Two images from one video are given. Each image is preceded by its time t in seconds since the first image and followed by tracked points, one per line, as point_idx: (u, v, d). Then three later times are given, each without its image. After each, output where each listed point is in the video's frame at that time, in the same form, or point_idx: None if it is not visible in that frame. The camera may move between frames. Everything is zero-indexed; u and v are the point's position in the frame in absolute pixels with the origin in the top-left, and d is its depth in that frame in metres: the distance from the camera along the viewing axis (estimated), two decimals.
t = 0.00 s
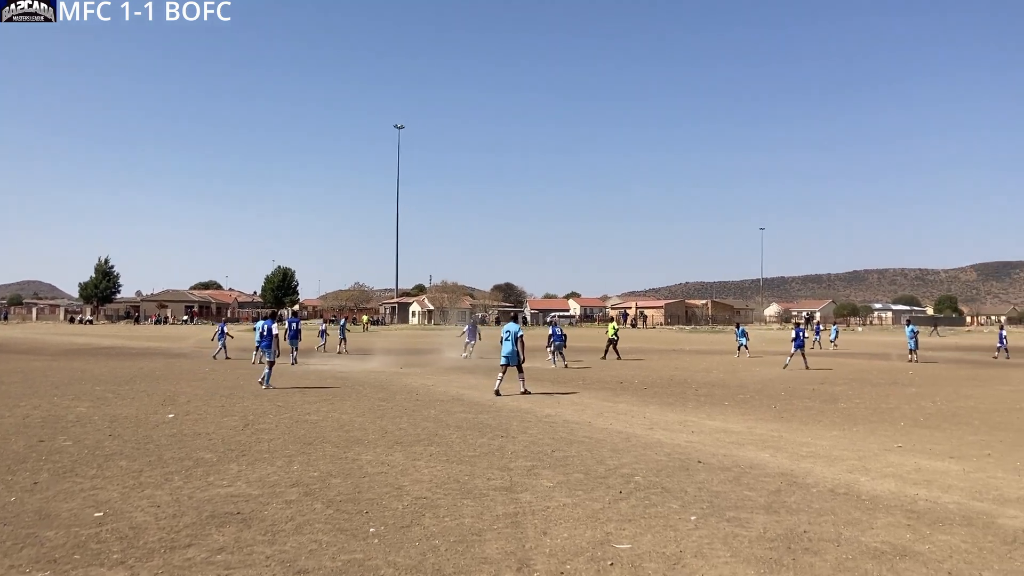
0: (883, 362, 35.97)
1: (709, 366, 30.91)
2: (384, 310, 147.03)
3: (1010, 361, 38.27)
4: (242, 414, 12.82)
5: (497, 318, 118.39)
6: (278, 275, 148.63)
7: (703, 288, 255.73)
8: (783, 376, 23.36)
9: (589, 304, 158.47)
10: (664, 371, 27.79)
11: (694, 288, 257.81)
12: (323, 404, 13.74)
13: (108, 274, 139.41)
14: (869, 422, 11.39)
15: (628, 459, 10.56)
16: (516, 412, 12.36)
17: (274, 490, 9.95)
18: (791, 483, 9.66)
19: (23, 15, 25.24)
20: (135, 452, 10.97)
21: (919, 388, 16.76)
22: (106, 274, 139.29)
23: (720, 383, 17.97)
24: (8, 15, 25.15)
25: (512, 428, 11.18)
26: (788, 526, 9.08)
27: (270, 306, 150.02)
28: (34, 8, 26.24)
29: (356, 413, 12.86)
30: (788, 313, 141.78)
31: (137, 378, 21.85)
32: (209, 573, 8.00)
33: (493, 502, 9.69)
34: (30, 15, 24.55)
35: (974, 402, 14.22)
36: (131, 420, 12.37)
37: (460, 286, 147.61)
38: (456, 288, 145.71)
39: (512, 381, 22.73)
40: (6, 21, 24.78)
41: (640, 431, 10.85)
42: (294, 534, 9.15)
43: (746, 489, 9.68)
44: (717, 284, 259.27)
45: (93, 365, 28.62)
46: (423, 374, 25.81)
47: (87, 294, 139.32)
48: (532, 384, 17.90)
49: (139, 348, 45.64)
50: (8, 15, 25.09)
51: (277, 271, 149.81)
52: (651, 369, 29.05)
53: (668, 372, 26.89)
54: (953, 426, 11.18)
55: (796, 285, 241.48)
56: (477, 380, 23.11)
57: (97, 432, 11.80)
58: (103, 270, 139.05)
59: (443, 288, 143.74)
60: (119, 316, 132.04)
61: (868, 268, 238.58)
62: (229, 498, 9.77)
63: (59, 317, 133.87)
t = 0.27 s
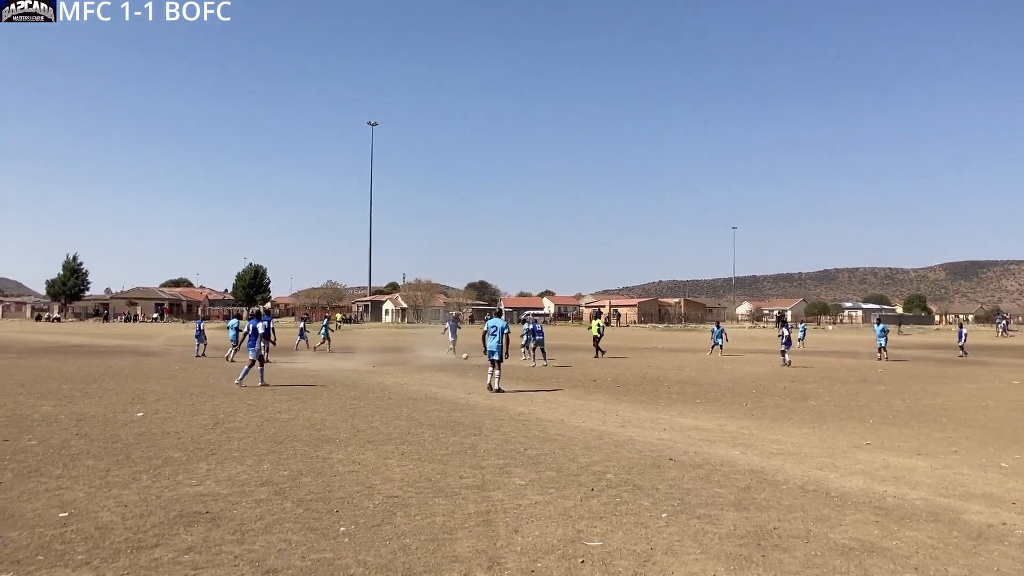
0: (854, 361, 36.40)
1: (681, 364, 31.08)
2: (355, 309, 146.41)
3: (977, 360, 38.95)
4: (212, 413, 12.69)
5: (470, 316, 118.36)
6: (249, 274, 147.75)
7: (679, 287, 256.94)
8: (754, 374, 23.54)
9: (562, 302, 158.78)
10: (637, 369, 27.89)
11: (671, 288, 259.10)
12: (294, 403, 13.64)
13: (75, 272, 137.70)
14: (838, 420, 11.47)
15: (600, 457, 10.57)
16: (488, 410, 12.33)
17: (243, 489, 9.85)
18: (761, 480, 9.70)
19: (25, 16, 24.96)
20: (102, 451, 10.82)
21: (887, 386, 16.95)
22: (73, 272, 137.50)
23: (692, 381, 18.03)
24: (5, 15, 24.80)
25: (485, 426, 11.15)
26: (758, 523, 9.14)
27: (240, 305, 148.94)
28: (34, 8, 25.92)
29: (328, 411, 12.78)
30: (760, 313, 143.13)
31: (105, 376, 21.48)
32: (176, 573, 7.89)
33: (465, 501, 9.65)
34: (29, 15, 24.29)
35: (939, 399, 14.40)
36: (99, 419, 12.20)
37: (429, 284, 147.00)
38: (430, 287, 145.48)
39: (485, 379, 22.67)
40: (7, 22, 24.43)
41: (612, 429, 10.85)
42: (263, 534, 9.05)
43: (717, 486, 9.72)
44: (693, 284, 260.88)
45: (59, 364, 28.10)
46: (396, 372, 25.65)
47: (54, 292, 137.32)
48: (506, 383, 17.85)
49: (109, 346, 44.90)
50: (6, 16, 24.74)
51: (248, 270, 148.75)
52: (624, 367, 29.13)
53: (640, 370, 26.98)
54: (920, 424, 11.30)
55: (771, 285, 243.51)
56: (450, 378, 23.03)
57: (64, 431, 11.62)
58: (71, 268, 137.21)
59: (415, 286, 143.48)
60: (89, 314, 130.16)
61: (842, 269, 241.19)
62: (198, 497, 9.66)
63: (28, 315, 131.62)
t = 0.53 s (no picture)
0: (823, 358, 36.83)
1: (653, 362, 31.26)
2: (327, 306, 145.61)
3: (943, 357, 39.63)
4: (180, 412, 12.57)
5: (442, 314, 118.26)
6: (218, 270, 146.53)
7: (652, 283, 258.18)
8: (725, 372, 23.72)
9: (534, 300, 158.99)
10: (609, 366, 28.00)
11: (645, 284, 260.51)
12: (264, 402, 13.53)
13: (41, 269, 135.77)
14: (807, 417, 11.57)
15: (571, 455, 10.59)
16: (460, 409, 12.33)
17: (212, 488, 9.76)
18: (730, 477, 9.76)
19: (22, 15, 24.87)
20: (68, 451, 10.67)
21: (855, 383, 17.15)
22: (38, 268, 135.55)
23: (663, 379, 18.11)
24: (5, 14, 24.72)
25: (456, 425, 11.14)
26: (727, 520, 9.20)
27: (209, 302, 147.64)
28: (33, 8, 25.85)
29: (298, 410, 12.71)
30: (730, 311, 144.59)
31: (72, 375, 21.14)
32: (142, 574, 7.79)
33: (435, 499, 9.63)
34: (30, 15, 24.43)
35: (905, 396, 14.60)
36: (64, 418, 12.03)
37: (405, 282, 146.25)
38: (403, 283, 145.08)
39: (458, 377, 22.63)
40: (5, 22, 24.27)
41: (584, 426, 10.88)
42: (232, 534, 8.96)
43: (686, 483, 9.77)
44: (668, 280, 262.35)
45: (24, 362, 27.60)
46: (368, 371, 25.52)
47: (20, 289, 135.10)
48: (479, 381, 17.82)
49: (77, 344, 44.15)
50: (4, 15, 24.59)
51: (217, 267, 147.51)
52: (596, 365, 29.22)
53: (612, 368, 27.07)
54: (887, 421, 11.44)
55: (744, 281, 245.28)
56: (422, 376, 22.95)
57: (28, 431, 11.45)
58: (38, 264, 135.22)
59: (387, 283, 142.99)
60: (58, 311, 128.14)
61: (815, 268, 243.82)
62: (165, 497, 9.55)
63: None
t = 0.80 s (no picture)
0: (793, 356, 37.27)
1: (623, 360, 31.44)
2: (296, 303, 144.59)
3: (912, 354, 40.25)
4: (146, 411, 12.43)
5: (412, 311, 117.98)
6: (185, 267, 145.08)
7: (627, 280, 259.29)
8: (694, 370, 23.92)
9: (505, 297, 159.20)
10: (578, 364, 28.13)
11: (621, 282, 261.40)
12: (232, 400, 13.42)
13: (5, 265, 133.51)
14: (774, 414, 11.67)
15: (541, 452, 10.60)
16: (430, 407, 12.33)
17: (178, 488, 9.65)
18: (698, 474, 9.82)
19: (23, 15, 24.95)
20: (30, 451, 10.50)
21: (822, 381, 17.35)
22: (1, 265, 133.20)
23: (633, 377, 18.18)
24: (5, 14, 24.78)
25: (426, 423, 11.13)
26: (695, 516, 9.26)
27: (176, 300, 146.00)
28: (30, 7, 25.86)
29: (267, 409, 12.63)
30: (698, 308, 145.88)
31: (35, 375, 20.78)
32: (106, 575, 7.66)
33: (404, 498, 9.59)
34: (31, 15, 24.64)
35: (871, 393, 14.79)
36: (27, 418, 11.84)
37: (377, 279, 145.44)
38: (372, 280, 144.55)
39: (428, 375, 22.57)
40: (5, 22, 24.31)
41: (553, 424, 10.90)
42: (198, 533, 8.86)
43: (655, 480, 9.82)
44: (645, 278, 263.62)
45: None
46: (339, 369, 25.34)
47: None
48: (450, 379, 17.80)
49: (42, 342, 43.34)
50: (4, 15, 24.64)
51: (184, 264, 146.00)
52: (565, 363, 29.34)
53: (582, 366, 27.19)
54: (853, 418, 11.58)
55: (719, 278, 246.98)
56: (393, 375, 22.86)
57: None
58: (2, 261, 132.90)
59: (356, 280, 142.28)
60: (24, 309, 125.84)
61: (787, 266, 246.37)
62: (130, 497, 9.43)
63: None
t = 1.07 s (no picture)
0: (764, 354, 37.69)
1: (593, 358, 31.56)
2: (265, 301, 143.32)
3: (880, 351, 40.89)
4: (111, 410, 12.29)
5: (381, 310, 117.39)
6: (150, 266, 143.33)
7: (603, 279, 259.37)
8: (662, 367, 24.07)
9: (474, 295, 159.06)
10: (548, 362, 28.15)
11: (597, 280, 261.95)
12: (198, 399, 13.29)
13: None
14: (742, 412, 11.77)
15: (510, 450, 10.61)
16: (399, 406, 12.32)
17: (143, 488, 9.53)
18: (666, 471, 9.87)
19: (22, 15, 25.17)
20: None
21: (788, 378, 17.55)
22: None
23: (603, 374, 18.24)
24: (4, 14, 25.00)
25: (395, 422, 11.13)
26: (662, 513, 9.31)
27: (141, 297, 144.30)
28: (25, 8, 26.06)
29: (233, 408, 12.54)
30: (667, 306, 146.97)
31: None
32: None
33: (373, 497, 9.55)
34: (28, 14, 24.78)
35: (836, 390, 14.97)
36: None
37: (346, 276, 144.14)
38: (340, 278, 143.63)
39: (397, 373, 22.47)
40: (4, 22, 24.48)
41: (523, 422, 10.91)
42: (163, 534, 8.75)
43: (623, 477, 9.87)
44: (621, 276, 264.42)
45: None
46: (309, 368, 25.13)
47: None
48: (420, 377, 17.72)
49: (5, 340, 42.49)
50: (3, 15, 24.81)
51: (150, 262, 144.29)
52: (535, 360, 29.34)
53: (551, 364, 27.22)
54: (818, 415, 11.72)
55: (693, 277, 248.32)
56: (362, 373, 22.70)
57: None
58: None
59: (325, 278, 141.40)
60: None
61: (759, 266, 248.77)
62: (94, 498, 9.30)
63: None
